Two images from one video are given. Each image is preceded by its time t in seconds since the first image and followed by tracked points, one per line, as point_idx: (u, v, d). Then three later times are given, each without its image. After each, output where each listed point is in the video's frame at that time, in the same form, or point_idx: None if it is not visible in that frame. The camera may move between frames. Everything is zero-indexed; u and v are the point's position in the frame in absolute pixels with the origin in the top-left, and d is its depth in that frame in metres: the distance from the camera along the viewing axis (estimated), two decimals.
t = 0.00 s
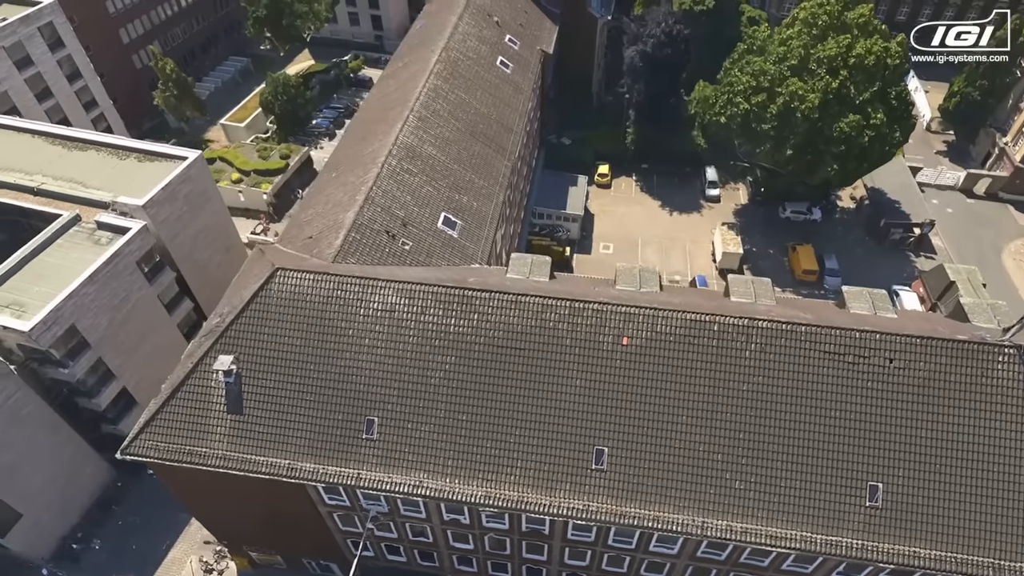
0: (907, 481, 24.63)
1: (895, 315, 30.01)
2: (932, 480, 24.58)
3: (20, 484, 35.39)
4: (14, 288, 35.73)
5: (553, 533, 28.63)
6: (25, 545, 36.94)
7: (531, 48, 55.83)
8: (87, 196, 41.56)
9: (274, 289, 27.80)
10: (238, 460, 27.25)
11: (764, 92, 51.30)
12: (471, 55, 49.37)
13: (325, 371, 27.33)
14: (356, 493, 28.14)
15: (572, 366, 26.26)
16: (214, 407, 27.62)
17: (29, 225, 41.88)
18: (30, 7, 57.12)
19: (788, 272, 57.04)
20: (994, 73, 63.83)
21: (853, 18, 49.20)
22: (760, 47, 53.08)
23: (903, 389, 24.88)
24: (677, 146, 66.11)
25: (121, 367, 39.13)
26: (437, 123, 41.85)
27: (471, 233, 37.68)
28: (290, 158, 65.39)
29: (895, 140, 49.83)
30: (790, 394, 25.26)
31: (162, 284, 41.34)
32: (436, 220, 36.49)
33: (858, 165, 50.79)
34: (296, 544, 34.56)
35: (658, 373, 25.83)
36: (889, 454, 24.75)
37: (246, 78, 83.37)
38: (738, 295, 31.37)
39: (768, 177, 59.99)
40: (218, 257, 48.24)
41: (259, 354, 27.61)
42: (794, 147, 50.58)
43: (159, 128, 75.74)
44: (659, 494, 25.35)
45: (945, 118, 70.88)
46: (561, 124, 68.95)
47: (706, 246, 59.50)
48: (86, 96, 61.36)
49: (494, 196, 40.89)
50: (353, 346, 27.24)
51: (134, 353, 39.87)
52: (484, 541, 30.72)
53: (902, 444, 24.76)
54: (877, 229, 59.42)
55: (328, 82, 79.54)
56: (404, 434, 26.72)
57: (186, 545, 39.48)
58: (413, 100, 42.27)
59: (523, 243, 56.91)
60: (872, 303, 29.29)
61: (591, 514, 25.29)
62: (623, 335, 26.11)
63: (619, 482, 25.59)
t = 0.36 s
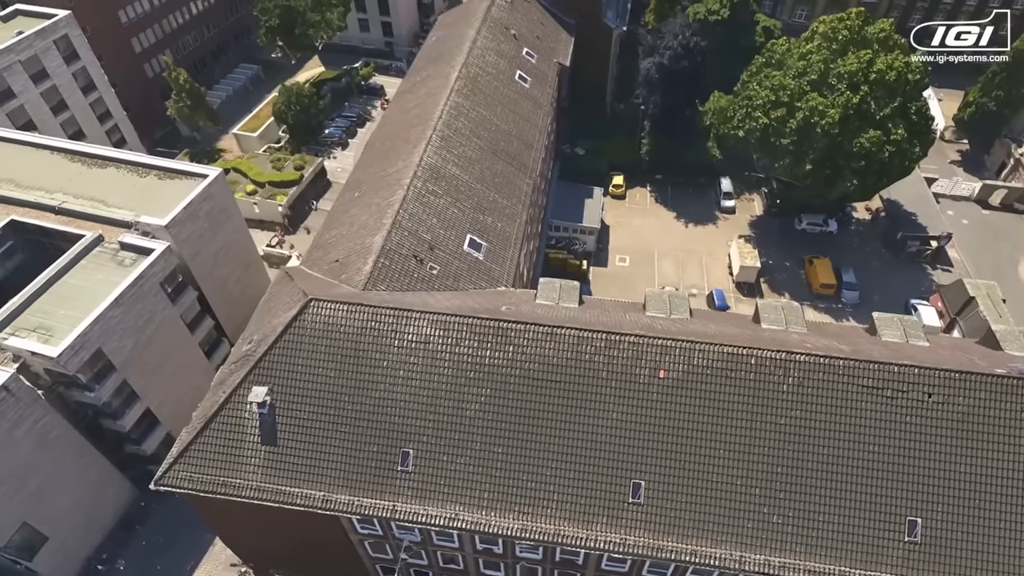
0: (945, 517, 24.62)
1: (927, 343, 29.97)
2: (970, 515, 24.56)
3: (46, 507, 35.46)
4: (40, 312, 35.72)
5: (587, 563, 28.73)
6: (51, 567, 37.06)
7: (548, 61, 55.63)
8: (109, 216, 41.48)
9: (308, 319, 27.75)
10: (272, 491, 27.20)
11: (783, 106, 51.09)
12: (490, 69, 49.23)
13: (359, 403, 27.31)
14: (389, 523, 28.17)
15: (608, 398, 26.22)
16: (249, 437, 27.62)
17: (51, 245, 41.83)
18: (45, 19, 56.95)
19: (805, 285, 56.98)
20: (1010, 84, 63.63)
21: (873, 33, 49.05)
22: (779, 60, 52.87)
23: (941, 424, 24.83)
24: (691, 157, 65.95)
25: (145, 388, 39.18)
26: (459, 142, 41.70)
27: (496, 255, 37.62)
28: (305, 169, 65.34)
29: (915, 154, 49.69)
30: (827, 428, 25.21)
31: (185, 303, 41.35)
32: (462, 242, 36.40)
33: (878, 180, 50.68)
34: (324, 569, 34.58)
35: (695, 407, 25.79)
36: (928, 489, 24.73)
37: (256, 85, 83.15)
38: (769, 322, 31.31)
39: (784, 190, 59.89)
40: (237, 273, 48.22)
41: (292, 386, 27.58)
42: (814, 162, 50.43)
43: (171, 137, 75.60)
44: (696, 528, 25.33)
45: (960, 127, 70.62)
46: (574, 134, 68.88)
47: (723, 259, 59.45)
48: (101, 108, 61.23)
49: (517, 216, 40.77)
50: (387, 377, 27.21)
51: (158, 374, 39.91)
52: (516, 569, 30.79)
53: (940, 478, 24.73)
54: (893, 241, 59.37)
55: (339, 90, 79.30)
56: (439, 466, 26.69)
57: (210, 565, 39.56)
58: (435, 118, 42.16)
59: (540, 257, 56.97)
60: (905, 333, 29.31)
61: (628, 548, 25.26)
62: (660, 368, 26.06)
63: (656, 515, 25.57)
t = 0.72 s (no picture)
0: (992, 563, 24.58)
1: (966, 380, 29.84)
2: (1017, 561, 24.56)
3: (78, 537, 35.51)
4: (70, 342, 35.63)
5: None
6: None
7: (569, 77, 55.32)
8: (134, 241, 41.30)
9: (348, 360, 27.63)
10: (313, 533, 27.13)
11: (807, 125, 50.76)
12: (513, 88, 48.92)
13: (401, 444, 27.23)
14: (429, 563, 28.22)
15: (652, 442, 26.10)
16: (289, 478, 27.54)
17: (76, 269, 41.70)
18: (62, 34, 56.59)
19: (826, 301, 56.88)
20: None
21: (898, 52, 48.78)
22: (802, 77, 52.55)
23: (988, 471, 24.76)
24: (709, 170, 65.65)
25: (173, 415, 39.17)
26: (486, 166, 41.48)
27: (526, 283, 37.50)
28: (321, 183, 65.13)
29: (940, 173, 49.47)
30: (873, 474, 25.15)
31: (211, 329, 41.34)
32: (493, 272, 36.27)
33: (902, 199, 50.47)
34: None
35: (740, 451, 25.69)
36: (974, 536, 24.69)
37: (269, 94, 82.77)
38: (806, 357, 31.23)
39: (804, 205, 59.69)
40: (260, 294, 48.16)
41: (332, 427, 27.48)
42: (837, 181, 50.17)
43: (185, 148, 75.29)
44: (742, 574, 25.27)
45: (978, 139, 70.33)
46: (591, 147, 68.65)
47: (742, 274, 59.31)
48: (117, 123, 60.94)
49: (545, 241, 40.57)
50: (429, 419, 27.11)
51: (185, 400, 39.91)
52: None
53: (987, 525, 24.69)
54: (913, 257, 59.21)
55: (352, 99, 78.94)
56: (482, 509, 26.63)
57: None
58: (462, 142, 41.94)
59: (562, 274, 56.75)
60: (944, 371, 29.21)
61: None
62: (704, 412, 25.94)
63: (701, 560, 25.51)
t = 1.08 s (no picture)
0: None
1: (1001, 418, 29.84)
2: None
3: (111, 566, 35.74)
4: (100, 373, 35.67)
5: None
6: None
7: (589, 91, 54.91)
8: (159, 266, 41.29)
9: (387, 402, 27.63)
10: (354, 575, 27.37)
11: (830, 142, 50.42)
12: (535, 106, 48.57)
13: (440, 487, 27.34)
14: None
15: (692, 487, 26.23)
16: (328, 519, 27.60)
17: (101, 294, 41.67)
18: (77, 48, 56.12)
19: (845, 316, 56.86)
20: None
21: (924, 69, 48.44)
22: (824, 93, 52.16)
23: None
24: (727, 181, 65.36)
25: (201, 442, 39.34)
26: (512, 191, 41.27)
27: (555, 311, 37.49)
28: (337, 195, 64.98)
29: (963, 192, 49.31)
30: (913, 520, 25.36)
31: (237, 354, 41.44)
32: (523, 301, 36.26)
33: (925, 217, 50.33)
34: None
35: (781, 497, 25.84)
36: None
37: (280, 101, 82.32)
38: (840, 393, 31.23)
39: (823, 219, 59.54)
40: (282, 313, 48.21)
41: (371, 469, 27.57)
42: (860, 199, 49.96)
43: (198, 156, 74.98)
44: None
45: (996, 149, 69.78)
46: (607, 157, 68.35)
47: (761, 289, 59.24)
48: (133, 136, 60.62)
49: (571, 266, 40.46)
50: (469, 462, 27.19)
51: (212, 426, 40.07)
52: None
53: None
54: (931, 271, 59.16)
55: (365, 106, 78.59)
56: (523, 551, 26.92)
57: None
58: (487, 166, 41.72)
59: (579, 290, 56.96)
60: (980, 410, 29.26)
61: None
62: (745, 456, 25.99)
63: None
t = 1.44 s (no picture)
0: None
1: None
2: None
3: None
4: (131, 401, 35.63)
5: None
6: None
7: (610, 102, 54.35)
8: (184, 288, 41.09)
9: (427, 442, 27.57)
10: None
11: (855, 156, 49.92)
12: (558, 121, 48.06)
13: (480, 527, 27.45)
14: None
15: (733, 530, 26.32)
16: (369, 558, 27.63)
17: (126, 316, 41.51)
18: (92, 58, 55.43)
19: (865, 328, 56.76)
20: None
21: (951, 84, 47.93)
22: (849, 105, 51.59)
23: None
24: (745, 189, 64.89)
25: (229, 465, 39.42)
26: (539, 213, 40.90)
27: (585, 337, 37.32)
28: (354, 203, 64.63)
29: (989, 208, 48.93)
30: (955, 563, 25.53)
31: (263, 376, 41.40)
32: (553, 328, 36.11)
33: (949, 233, 50.01)
34: None
35: (822, 540, 25.94)
36: None
37: (292, 103, 81.52)
38: (876, 427, 31.13)
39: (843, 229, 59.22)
40: (304, 330, 48.08)
41: (411, 509, 27.61)
42: (884, 214, 49.57)
43: (210, 161, 74.35)
44: None
45: (1017, 154, 69.07)
46: (624, 163, 67.83)
47: (780, 300, 59.06)
48: (148, 145, 60.09)
49: (599, 289, 40.21)
50: (509, 503, 27.24)
51: (240, 449, 40.13)
52: None
53: None
54: (951, 281, 58.95)
55: (376, 109, 77.83)
56: None
57: None
58: (514, 186, 41.33)
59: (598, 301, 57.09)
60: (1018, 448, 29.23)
61: None
62: (788, 500, 25.98)
63: None
